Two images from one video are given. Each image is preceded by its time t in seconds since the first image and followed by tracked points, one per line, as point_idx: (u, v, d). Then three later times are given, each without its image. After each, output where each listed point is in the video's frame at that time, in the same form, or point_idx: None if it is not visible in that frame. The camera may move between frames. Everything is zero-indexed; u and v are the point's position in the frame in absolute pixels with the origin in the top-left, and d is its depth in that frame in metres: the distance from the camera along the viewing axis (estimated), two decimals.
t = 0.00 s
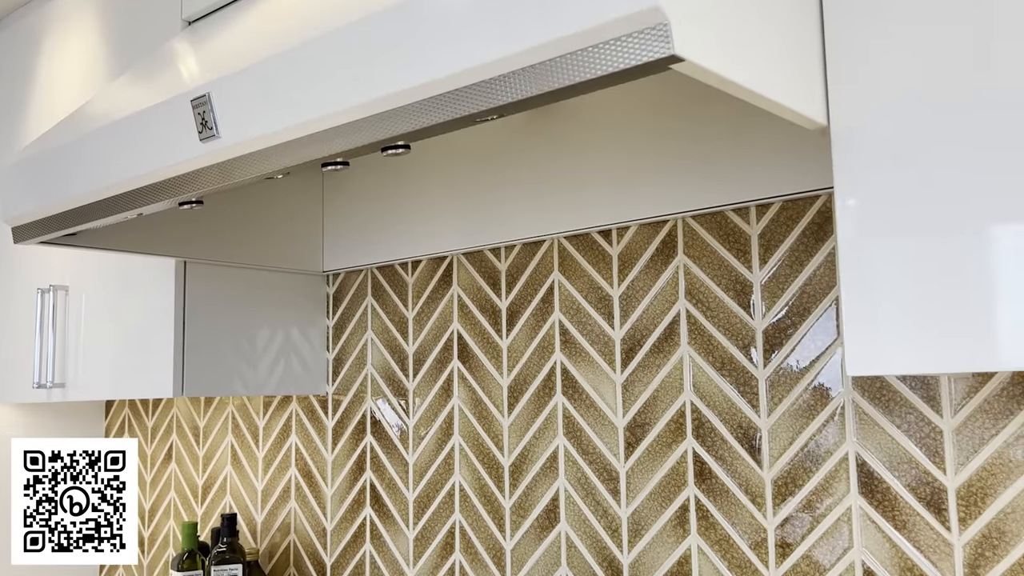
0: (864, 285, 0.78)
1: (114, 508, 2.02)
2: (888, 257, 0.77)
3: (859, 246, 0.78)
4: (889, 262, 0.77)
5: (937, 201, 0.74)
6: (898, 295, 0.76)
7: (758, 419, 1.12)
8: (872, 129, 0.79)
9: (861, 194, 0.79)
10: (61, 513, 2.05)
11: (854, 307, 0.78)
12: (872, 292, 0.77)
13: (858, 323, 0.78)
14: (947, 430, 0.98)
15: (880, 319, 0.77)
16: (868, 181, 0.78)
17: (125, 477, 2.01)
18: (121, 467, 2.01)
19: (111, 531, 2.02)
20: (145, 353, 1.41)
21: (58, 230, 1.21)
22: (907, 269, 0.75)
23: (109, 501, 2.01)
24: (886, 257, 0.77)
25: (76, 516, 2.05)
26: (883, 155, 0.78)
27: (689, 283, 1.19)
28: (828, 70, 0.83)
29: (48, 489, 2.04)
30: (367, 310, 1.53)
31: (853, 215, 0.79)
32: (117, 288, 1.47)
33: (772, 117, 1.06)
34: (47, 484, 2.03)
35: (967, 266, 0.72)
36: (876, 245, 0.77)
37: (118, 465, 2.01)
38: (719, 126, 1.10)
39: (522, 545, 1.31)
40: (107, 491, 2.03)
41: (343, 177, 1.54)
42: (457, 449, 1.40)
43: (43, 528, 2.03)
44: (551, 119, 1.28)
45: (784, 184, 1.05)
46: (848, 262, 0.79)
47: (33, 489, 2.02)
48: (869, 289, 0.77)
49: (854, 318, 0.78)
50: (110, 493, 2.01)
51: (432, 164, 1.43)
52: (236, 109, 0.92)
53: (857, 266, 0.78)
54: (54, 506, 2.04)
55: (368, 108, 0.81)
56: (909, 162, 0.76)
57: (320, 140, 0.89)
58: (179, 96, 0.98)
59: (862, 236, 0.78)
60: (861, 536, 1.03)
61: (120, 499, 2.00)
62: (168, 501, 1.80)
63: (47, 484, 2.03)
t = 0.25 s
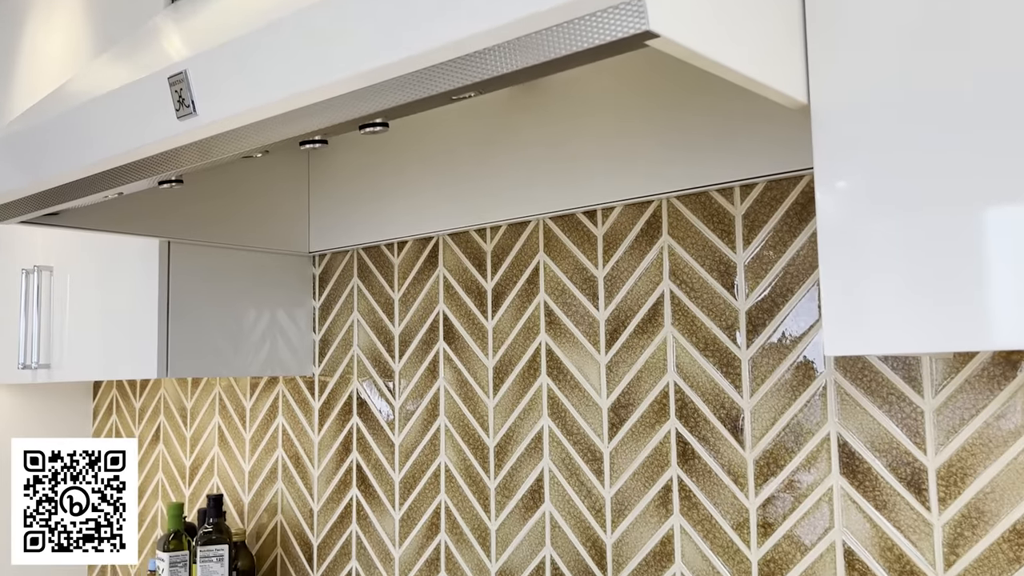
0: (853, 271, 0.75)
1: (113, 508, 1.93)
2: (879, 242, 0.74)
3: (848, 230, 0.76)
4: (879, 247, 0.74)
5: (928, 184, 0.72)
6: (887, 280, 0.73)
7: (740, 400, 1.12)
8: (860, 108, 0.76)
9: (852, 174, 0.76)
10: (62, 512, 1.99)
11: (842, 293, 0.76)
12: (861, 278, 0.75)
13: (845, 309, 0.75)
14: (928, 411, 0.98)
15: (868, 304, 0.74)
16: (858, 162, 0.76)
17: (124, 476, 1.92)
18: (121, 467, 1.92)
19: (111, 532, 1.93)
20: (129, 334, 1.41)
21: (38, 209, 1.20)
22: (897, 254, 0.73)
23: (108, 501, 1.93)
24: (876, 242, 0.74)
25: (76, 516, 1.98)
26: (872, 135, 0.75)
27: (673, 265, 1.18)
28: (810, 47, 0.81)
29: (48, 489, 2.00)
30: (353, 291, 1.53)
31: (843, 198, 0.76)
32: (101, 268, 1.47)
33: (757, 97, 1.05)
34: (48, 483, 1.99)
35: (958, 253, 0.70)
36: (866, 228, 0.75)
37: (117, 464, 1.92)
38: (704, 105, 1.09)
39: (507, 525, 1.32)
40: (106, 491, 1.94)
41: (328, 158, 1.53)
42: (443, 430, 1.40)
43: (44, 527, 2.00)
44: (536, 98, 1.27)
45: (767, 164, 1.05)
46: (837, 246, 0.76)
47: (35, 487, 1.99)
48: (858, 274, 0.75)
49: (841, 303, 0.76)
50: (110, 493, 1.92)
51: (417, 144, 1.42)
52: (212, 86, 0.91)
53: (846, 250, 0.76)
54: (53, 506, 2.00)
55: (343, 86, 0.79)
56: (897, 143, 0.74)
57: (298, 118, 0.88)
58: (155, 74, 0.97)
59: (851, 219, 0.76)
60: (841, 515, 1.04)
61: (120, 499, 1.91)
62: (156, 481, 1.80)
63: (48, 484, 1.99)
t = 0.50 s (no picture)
0: (851, 251, 0.74)
1: (114, 507, 1.92)
2: (878, 221, 0.73)
3: (846, 209, 0.75)
4: (878, 226, 0.73)
5: (925, 162, 0.71)
6: (886, 260, 0.72)
7: (730, 377, 1.12)
8: (857, 84, 0.75)
9: (849, 153, 0.75)
10: (62, 513, 1.96)
11: (840, 274, 0.75)
12: (859, 259, 0.74)
13: (843, 290, 0.75)
14: (916, 387, 0.98)
15: (866, 283, 0.74)
16: (855, 141, 0.75)
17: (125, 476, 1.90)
18: (121, 467, 1.89)
19: (112, 532, 1.92)
20: (120, 312, 1.41)
21: (26, 184, 1.20)
22: (896, 233, 0.72)
23: (108, 501, 1.91)
24: (875, 221, 0.73)
25: (77, 518, 1.95)
26: (868, 113, 0.74)
27: (664, 242, 1.18)
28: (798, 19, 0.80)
29: (48, 489, 1.98)
30: (345, 269, 1.52)
31: (840, 177, 0.75)
32: (92, 246, 1.46)
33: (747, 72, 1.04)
34: (49, 484, 1.97)
35: (958, 230, 0.69)
36: (865, 208, 0.74)
37: (117, 464, 1.90)
38: (694, 82, 1.09)
39: (497, 502, 1.32)
40: (106, 491, 1.92)
41: (319, 135, 1.52)
42: (435, 407, 1.40)
43: (45, 528, 1.98)
44: (527, 75, 1.26)
45: (758, 140, 1.04)
46: (835, 226, 0.75)
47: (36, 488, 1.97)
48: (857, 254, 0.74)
49: (839, 284, 0.75)
50: (110, 493, 1.91)
51: (408, 121, 1.41)
52: (198, 60, 0.90)
53: (844, 230, 0.75)
54: (54, 506, 1.97)
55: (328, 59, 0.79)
56: (894, 120, 0.73)
57: (284, 91, 0.87)
58: (141, 48, 0.96)
59: (850, 199, 0.75)
60: (829, 491, 1.04)
61: (120, 499, 1.89)
62: (150, 459, 1.81)
63: (49, 485, 1.96)
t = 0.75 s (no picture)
0: (849, 232, 0.71)
1: (114, 508, 1.93)
2: (878, 200, 0.70)
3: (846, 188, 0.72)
4: (878, 205, 0.70)
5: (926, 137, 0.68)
6: (885, 241, 0.69)
7: (726, 348, 1.12)
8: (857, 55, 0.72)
9: (849, 129, 0.72)
10: (61, 516, 1.95)
11: (838, 255, 0.72)
12: (858, 240, 0.71)
13: (841, 271, 0.72)
14: (913, 357, 0.98)
15: (865, 252, 0.70)
16: (856, 115, 0.71)
17: (125, 477, 1.90)
18: (122, 467, 1.90)
19: (113, 530, 1.93)
20: (115, 285, 1.40)
21: (17, 156, 1.19)
22: (895, 212, 0.69)
23: (108, 502, 1.92)
24: (875, 200, 0.70)
25: (75, 520, 1.94)
26: (869, 86, 0.71)
27: (661, 213, 1.17)
28: None
29: (48, 489, 1.96)
30: (342, 243, 1.52)
31: (840, 153, 0.72)
32: (86, 219, 1.46)
33: (746, 40, 1.03)
34: (48, 485, 1.95)
35: (959, 212, 0.65)
36: (865, 186, 0.71)
37: (117, 464, 1.90)
38: (692, 49, 1.07)
39: (494, 474, 1.32)
40: (106, 492, 1.92)
41: (314, 107, 1.51)
42: (431, 380, 1.40)
43: (43, 528, 1.96)
44: (524, 44, 1.24)
45: (757, 109, 1.03)
46: (833, 205, 0.72)
47: (33, 488, 1.95)
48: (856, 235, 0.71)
49: (837, 265, 0.72)
50: (109, 493, 1.91)
51: (404, 92, 1.40)
52: (188, 26, 0.89)
53: (842, 206, 0.72)
54: (54, 506, 1.96)
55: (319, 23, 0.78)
56: (894, 93, 0.69)
57: (276, 57, 0.86)
58: (131, 14, 0.94)
59: (849, 177, 0.72)
60: (825, 462, 1.04)
61: (120, 499, 1.91)
62: (147, 433, 1.81)
63: (48, 486, 1.94)
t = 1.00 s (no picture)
0: (855, 210, 0.69)
1: (115, 507, 1.63)
2: (883, 177, 0.68)
3: (848, 165, 0.69)
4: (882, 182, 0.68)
5: (929, 111, 0.66)
6: (891, 219, 0.67)
7: (723, 317, 1.11)
8: (858, 26, 0.69)
9: (851, 103, 0.69)
10: (60, 518, 1.64)
11: (842, 234, 0.69)
12: (863, 218, 0.68)
13: (846, 251, 0.69)
14: (911, 325, 0.97)
15: (869, 210, 0.68)
16: (859, 89, 0.69)
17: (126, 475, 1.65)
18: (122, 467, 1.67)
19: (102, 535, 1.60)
20: (112, 258, 1.39)
21: (8, 123, 1.18)
22: (898, 188, 0.67)
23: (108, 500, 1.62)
24: (880, 177, 0.68)
25: (71, 522, 1.63)
26: (871, 59, 0.68)
27: (658, 181, 1.16)
28: None
29: (48, 488, 1.67)
30: (338, 214, 1.51)
31: (842, 128, 0.69)
32: (81, 189, 1.45)
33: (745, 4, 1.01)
34: (47, 485, 1.68)
35: (967, 187, 0.64)
36: (870, 163, 0.68)
37: (116, 464, 1.66)
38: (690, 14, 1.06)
39: (491, 445, 1.32)
40: (107, 491, 1.64)
41: (310, 77, 1.50)
42: (428, 351, 1.40)
43: (43, 529, 1.65)
44: (521, 11, 1.23)
45: (755, 74, 1.02)
46: (837, 183, 0.70)
47: (31, 491, 1.68)
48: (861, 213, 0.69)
49: (842, 245, 0.69)
50: (108, 494, 1.63)
51: (400, 61, 1.38)
52: None
53: (844, 183, 0.69)
54: (53, 506, 1.65)
55: None
56: (896, 66, 0.67)
57: (267, 19, 0.85)
58: None
59: (853, 154, 0.69)
60: (821, 431, 1.03)
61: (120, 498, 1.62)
62: (145, 406, 1.81)
63: (47, 486, 1.67)
